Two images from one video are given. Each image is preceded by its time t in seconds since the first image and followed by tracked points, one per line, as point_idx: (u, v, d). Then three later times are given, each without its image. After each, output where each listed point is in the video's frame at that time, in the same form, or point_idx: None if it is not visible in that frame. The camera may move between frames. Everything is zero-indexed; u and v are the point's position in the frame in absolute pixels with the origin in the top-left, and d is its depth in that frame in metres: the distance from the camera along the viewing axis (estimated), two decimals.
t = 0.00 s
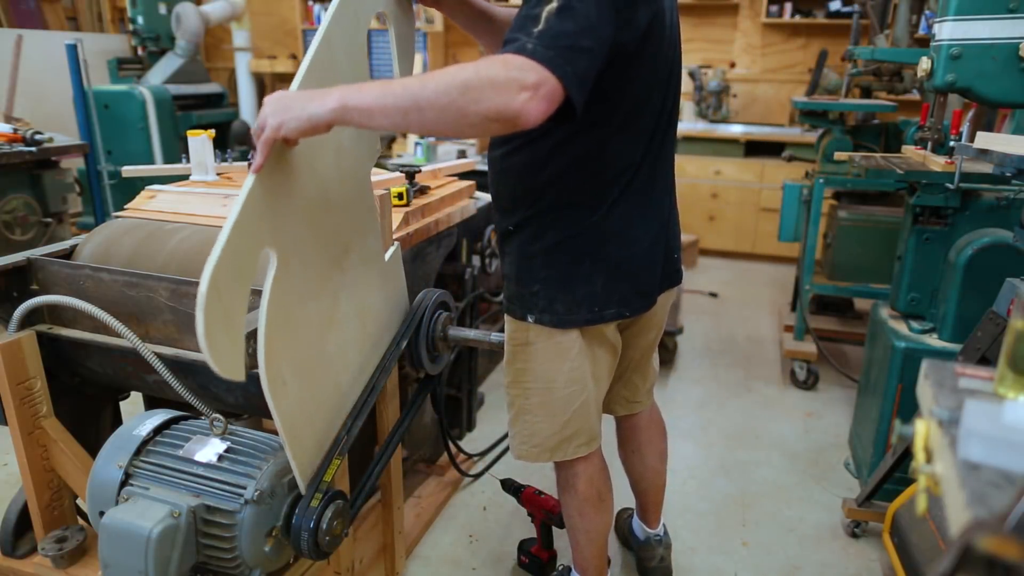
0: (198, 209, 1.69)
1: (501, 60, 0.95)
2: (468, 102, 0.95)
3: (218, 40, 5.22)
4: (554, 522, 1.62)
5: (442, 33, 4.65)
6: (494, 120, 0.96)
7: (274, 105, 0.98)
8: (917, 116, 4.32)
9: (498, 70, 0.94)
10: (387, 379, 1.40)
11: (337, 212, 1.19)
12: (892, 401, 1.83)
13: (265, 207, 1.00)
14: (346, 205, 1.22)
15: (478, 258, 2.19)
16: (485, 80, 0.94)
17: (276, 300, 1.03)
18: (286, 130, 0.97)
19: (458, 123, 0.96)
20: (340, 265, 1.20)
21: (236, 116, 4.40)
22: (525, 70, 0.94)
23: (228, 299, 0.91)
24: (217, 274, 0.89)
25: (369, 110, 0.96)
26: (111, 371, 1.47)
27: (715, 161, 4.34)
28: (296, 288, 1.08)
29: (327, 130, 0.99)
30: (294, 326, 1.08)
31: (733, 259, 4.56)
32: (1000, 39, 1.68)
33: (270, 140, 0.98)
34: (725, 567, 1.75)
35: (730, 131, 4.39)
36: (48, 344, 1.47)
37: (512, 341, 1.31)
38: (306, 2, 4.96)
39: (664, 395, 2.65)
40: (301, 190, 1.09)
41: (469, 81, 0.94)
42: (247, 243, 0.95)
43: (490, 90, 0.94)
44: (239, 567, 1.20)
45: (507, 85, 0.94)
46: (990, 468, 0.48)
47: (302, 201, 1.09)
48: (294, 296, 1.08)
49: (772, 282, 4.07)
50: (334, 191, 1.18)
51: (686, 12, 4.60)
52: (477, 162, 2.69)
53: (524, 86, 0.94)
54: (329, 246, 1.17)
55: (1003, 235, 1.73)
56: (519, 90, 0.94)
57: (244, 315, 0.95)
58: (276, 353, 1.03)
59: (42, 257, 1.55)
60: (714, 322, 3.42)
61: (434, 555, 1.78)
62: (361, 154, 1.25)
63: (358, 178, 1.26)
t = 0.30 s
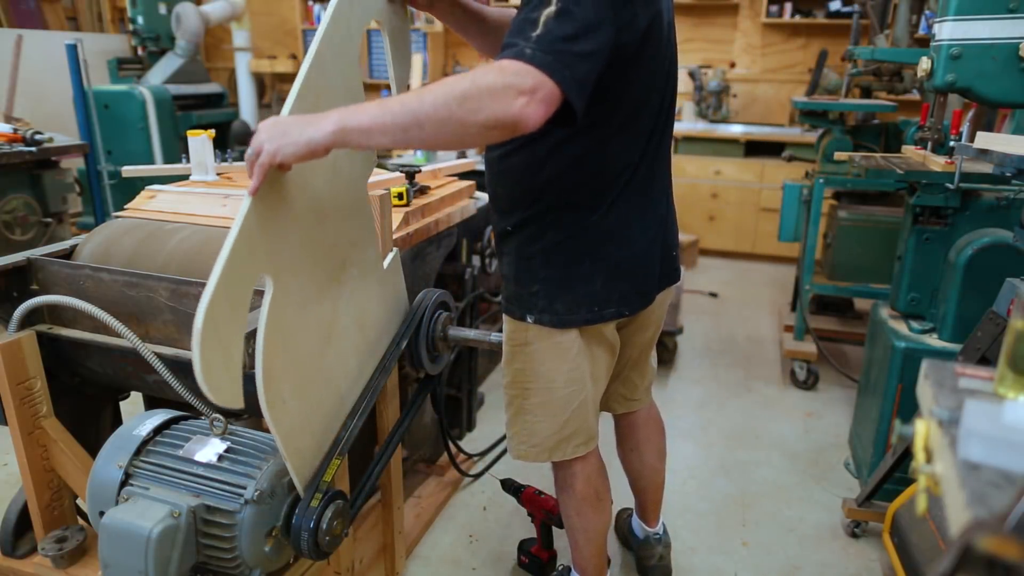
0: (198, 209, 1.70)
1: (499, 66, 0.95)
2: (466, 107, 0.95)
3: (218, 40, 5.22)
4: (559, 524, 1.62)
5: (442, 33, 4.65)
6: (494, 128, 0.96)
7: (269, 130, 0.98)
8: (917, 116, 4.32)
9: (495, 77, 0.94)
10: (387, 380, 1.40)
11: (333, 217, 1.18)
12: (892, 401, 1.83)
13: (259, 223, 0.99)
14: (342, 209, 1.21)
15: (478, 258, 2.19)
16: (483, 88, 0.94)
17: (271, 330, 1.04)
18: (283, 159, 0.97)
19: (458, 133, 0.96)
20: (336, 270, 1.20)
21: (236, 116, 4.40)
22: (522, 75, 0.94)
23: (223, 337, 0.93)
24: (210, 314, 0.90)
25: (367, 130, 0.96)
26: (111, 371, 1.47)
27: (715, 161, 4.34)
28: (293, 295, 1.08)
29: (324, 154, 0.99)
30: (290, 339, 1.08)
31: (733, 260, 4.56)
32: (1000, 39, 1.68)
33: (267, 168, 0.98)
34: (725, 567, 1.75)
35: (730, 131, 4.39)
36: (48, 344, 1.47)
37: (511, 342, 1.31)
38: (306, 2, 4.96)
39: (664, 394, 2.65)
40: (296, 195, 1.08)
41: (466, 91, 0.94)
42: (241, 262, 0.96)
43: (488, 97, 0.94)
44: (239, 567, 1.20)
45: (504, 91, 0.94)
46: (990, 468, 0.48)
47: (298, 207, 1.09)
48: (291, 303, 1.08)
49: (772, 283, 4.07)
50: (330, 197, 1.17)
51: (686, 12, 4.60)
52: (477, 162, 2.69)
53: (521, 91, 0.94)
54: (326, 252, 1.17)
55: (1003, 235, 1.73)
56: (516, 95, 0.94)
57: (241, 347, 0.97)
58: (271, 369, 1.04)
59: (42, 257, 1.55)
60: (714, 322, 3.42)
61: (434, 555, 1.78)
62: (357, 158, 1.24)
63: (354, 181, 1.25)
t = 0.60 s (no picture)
0: (198, 209, 1.69)
1: (493, 71, 0.95)
2: (465, 111, 0.95)
3: (218, 40, 5.22)
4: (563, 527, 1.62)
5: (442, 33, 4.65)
6: (492, 135, 0.96)
7: (264, 151, 0.98)
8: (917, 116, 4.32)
9: (490, 83, 0.94)
10: (387, 380, 1.40)
11: (328, 223, 1.18)
12: (892, 401, 1.83)
13: (254, 240, 0.99)
14: (337, 215, 1.20)
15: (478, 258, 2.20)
16: (480, 95, 0.94)
17: (271, 346, 1.05)
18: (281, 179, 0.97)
19: (458, 141, 0.96)
20: (333, 277, 1.19)
21: (236, 116, 4.40)
22: (517, 80, 0.94)
23: (222, 361, 0.93)
24: (209, 338, 0.90)
25: (364, 146, 0.96)
26: (112, 371, 1.47)
27: (715, 161, 4.34)
28: (290, 304, 1.08)
29: (320, 172, 0.99)
30: (289, 353, 1.09)
31: (733, 259, 4.56)
32: (1000, 39, 1.68)
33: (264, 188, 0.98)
34: (725, 567, 1.75)
35: (730, 131, 4.39)
36: (48, 344, 1.47)
37: (511, 343, 1.31)
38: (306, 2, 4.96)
39: (664, 395, 2.65)
40: (291, 203, 1.08)
41: (462, 98, 0.94)
42: (238, 283, 0.96)
43: (485, 103, 0.94)
44: (239, 567, 1.20)
45: (501, 96, 0.94)
46: (989, 468, 0.48)
47: (292, 214, 1.08)
48: (288, 312, 1.08)
49: (772, 282, 4.07)
50: (325, 204, 1.17)
51: (686, 12, 4.60)
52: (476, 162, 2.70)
53: (516, 95, 0.94)
54: (323, 260, 1.17)
55: (1003, 235, 1.73)
56: (513, 100, 0.94)
57: (241, 371, 0.97)
58: (270, 380, 1.04)
59: (42, 257, 1.55)
60: (714, 322, 3.42)
61: (434, 555, 1.78)
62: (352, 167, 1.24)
63: (348, 186, 1.24)
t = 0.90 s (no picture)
0: (198, 209, 1.69)
1: (491, 77, 0.95)
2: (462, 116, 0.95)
3: (218, 40, 5.22)
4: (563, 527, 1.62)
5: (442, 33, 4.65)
6: (491, 140, 0.96)
7: (262, 160, 0.98)
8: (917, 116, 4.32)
9: (488, 89, 0.94)
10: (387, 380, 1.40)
11: (327, 228, 1.18)
12: (892, 402, 1.83)
13: (252, 249, 0.99)
14: (336, 219, 1.20)
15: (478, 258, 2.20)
16: (477, 101, 0.94)
17: (271, 353, 1.05)
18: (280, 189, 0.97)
19: (458, 148, 0.96)
20: (332, 281, 1.20)
21: (236, 116, 4.40)
22: (514, 85, 0.94)
23: (222, 370, 0.93)
24: (209, 347, 0.90)
25: (363, 154, 0.96)
26: (112, 371, 1.47)
27: (715, 161, 4.34)
28: (289, 310, 1.09)
29: (320, 181, 0.98)
30: (290, 359, 1.09)
31: (733, 259, 4.56)
32: (1000, 39, 1.68)
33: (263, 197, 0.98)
34: (725, 567, 1.75)
35: (730, 131, 4.39)
36: (48, 344, 1.47)
37: (511, 342, 1.30)
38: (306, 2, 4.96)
39: (663, 395, 2.65)
40: (289, 208, 1.08)
41: (460, 105, 0.94)
42: (237, 293, 0.96)
43: (483, 108, 0.94)
44: (239, 567, 1.20)
45: (498, 101, 0.94)
46: (990, 468, 0.48)
47: (290, 220, 1.08)
48: (287, 318, 1.08)
49: (772, 282, 4.07)
50: (323, 209, 1.17)
51: (686, 12, 4.61)
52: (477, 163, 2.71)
53: (514, 101, 0.94)
54: (322, 265, 1.17)
55: (1003, 235, 1.73)
56: (511, 105, 0.94)
57: (241, 379, 0.97)
58: (270, 385, 1.04)
59: (42, 257, 1.55)
60: (714, 322, 3.42)
61: (434, 555, 1.78)
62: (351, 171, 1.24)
63: (346, 190, 1.24)
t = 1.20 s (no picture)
0: (198, 209, 1.70)
1: (491, 76, 0.95)
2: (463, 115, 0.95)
3: (218, 40, 5.22)
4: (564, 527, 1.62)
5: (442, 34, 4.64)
6: (492, 140, 0.96)
7: (263, 162, 0.98)
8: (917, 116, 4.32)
9: (488, 89, 0.94)
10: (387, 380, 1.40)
11: (327, 228, 1.17)
12: (892, 401, 1.83)
13: (252, 252, 0.99)
14: (336, 221, 1.20)
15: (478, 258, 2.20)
16: (477, 101, 0.94)
17: (271, 355, 1.04)
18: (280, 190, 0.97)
19: (458, 148, 0.96)
20: (332, 282, 1.19)
21: (236, 116, 4.40)
22: (514, 85, 0.94)
23: (223, 373, 0.93)
24: (210, 349, 0.90)
25: (364, 155, 0.96)
26: (112, 371, 1.47)
27: (715, 161, 4.34)
28: (289, 312, 1.09)
29: (320, 182, 0.98)
30: (289, 361, 1.09)
31: (733, 259, 4.56)
32: (1000, 39, 1.68)
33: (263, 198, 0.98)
34: (725, 568, 1.75)
35: (730, 131, 4.39)
36: (48, 345, 1.47)
37: (510, 343, 1.30)
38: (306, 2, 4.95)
39: (663, 395, 2.65)
40: (289, 209, 1.08)
41: (460, 105, 0.94)
42: (238, 295, 0.96)
43: (483, 108, 0.94)
44: (239, 567, 1.20)
45: (498, 101, 0.94)
46: (990, 468, 0.48)
47: (290, 221, 1.08)
48: (287, 319, 1.08)
49: (772, 282, 4.07)
50: (323, 209, 1.17)
51: (686, 12, 4.61)
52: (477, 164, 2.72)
53: (514, 100, 0.94)
54: (322, 266, 1.17)
55: (1003, 235, 1.73)
56: (510, 105, 0.94)
57: (241, 382, 0.97)
58: (270, 387, 1.04)
59: (42, 257, 1.55)
60: (714, 322, 3.42)
61: (434, 555, 1.78)
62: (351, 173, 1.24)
63: (346, 191, 1.24)
